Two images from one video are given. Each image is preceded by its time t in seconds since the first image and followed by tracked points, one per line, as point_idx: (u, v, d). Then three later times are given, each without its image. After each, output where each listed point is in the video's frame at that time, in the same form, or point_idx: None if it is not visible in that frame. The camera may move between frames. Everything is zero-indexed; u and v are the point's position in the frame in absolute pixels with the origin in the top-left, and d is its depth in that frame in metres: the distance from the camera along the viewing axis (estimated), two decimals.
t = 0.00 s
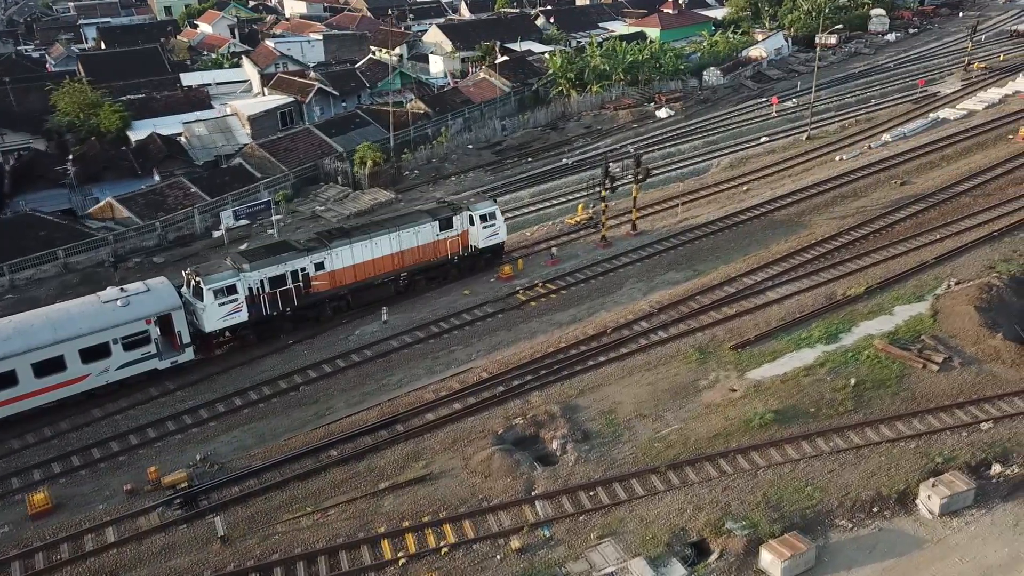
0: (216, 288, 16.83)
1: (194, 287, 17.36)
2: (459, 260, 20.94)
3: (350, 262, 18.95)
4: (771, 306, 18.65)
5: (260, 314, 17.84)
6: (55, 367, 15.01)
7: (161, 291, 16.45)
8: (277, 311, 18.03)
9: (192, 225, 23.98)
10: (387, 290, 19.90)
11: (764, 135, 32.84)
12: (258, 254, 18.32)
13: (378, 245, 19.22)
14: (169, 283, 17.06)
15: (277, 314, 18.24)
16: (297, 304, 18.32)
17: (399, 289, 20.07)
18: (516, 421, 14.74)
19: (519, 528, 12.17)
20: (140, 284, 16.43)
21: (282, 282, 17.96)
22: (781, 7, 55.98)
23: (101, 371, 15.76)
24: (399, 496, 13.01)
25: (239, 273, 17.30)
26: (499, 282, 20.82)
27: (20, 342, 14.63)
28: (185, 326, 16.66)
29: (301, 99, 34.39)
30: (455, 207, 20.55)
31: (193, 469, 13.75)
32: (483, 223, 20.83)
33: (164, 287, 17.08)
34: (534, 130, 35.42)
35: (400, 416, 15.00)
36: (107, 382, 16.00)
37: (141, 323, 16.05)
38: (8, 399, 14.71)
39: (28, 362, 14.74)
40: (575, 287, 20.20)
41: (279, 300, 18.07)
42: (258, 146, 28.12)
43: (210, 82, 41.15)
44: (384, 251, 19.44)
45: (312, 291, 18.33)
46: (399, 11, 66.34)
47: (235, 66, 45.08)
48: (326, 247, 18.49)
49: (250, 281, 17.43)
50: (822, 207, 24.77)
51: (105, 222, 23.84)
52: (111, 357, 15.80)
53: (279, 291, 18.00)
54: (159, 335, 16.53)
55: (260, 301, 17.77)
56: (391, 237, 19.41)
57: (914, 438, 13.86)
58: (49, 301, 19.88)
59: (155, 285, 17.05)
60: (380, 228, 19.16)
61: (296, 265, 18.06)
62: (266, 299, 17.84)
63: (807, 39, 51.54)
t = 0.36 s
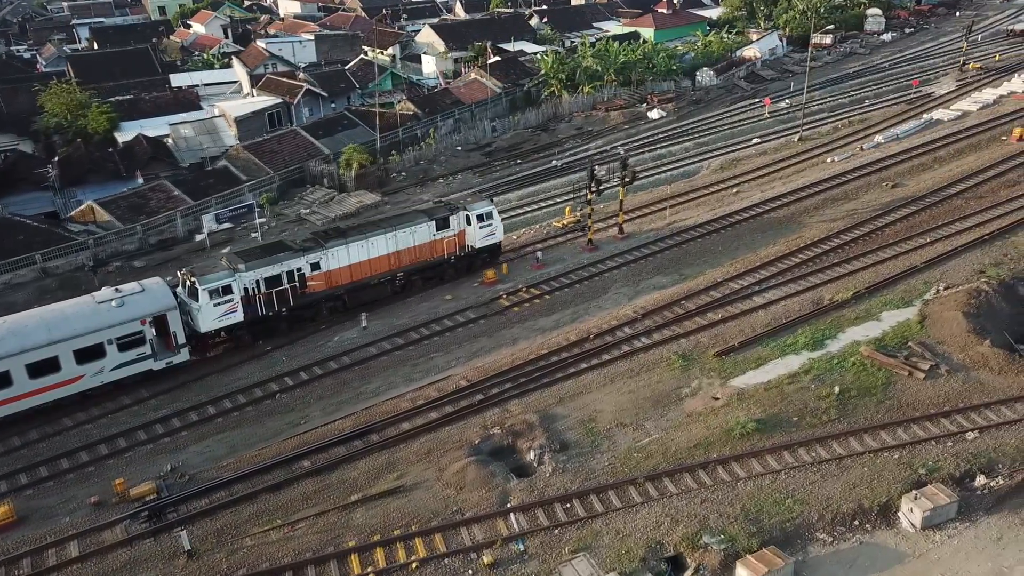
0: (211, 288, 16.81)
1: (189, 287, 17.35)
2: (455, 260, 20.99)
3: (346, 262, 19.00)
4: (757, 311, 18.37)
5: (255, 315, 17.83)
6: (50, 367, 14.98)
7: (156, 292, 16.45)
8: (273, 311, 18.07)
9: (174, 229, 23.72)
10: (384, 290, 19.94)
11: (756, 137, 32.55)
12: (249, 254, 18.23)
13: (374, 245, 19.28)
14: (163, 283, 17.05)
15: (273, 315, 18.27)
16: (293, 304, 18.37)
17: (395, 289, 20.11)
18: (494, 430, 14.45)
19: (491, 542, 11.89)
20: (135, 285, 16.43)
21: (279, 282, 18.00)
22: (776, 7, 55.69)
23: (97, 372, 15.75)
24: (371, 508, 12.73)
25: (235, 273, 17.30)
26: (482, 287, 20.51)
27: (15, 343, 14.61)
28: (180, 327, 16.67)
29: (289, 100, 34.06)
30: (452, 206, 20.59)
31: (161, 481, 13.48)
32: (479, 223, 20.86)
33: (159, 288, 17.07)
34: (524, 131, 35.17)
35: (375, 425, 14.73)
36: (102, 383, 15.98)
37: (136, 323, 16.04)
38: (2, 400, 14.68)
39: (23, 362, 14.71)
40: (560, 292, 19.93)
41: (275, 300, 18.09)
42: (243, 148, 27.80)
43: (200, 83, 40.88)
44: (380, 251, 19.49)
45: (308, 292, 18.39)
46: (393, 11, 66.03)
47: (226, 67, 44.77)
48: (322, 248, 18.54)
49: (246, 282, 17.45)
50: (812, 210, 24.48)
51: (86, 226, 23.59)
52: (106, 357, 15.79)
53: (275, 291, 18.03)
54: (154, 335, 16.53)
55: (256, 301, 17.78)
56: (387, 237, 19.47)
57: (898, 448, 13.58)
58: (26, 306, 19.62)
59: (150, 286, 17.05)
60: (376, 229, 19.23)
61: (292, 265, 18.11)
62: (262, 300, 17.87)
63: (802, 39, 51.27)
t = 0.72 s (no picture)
0: (205, 289, 16.65)
1: (183, 288, 17.19)
2: (451, 259, 20.74)
3: (341, 262, 18.78)
4: (741, 318, 18.06)
5: (249, 316, 17.64)
6: (42, 369, 14.89)
7: (151, 292, 16.34)
8: (267, 312, 17.87)
9: (154, 232, 23.40)
10: (380, 290, 19.70)
11: (747, 138, 32.21)
12: (240, 256, 18.04)
13: (370, 245, 19.07)
14: (158, 283, 16.94)
15: (268, 315, 18.09)
16: (288, 304, 18.16)
17: (390, 289, 19.88)
18: (468, 442, 14.13)
19: (459, 559, 11.58)
20: (129, 285, 16.33)
21: (273, 282, 17.81)
22: (771, 6, 55.30)
23: (90, 373, 15.66)
24: (338, 523, 12.41)
25: (229, 273, 17.14)
26: (463, 292, 20.11)
27: (7, 344, 14.52)
28: (174, 328, 16.55)
29: (276, 100, 33.79)
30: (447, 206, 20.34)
31: (126, 494, 13.17)
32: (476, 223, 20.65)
33: (153, 288, 16.95)
34: (514, 133, 34.89)
35: (347, 436, 14.41)
36: (95, 384, 15.88)
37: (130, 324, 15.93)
38: None
39: (15, 364, 14.63)
40: (542, 298, 19.61)
41: (270, 301, 17.89)
42: (226, 150, 27.39)
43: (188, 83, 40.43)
44: (375, 251, 19.27)
45: (303, 292, 18.17)
46: (387, 10, 65.67)
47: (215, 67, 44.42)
48: (317, 248, 18.35)
49: (240, 282, 17.29)
50: (801, 214, 24.15)
51: (65, 230, 23.25)
52: (99, 359, 15.69)
53: (269, 291, 17.83)
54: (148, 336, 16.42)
55: (250, 301, 17.60)
56: (383, 237, 19.25)
57: (880, 460, 13.27)
58: None
59: (146, 286, 16.95)
60: (371, 228, 19.03)
61: (287, 265, 17.89)
62: (256, 300, 17.67)
63: (796, 39, 50.92)
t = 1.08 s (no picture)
0: (198, 291, 16.64)
1: (175, 291, 17.18)
2: (446, 261, 20.62)
3: (335, 263, 18.64)
4: (724, 326, 17.71)
5: (242, 317, 17.58)
6: (34, 371, 14.81)
7: (143, 294, 16.32)
8: (261, 314, 17.76)
9: (132, 237, 23.04)
10: (374, 292, 19.55)
11: (738, 140, 31.83)
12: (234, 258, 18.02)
13: (364, 246, 18.94)
14: (149, 286, 16.90)
15: (261, 317, 17.99)
16: (281, 306, 18.07)
17: (385, 291, 19.75)
18: (439, 456, 13.79)
19: None
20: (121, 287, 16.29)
21: (267, 284, 17.74)
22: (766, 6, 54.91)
23: (82, 376, 15.57)
24: (302, 541, 12.05)
25: (222, 275, 17.12)
26: (444, 299, 19.72)
27: None
28: (167, 330, 16.55)
29: (262, 102, 33.39)
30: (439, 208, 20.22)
31: (86, 510, 12.82)
32: (470, 224, 20.60)
33: (144, 291, 16.95)
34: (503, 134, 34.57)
35: (316, 450, 14.05)
36: (87, 388, 15.78)
37: (122, 326, 15.89)
38: None
39: (6, 367, 14.53)
40: (523, 304, 19.25)
41: (264, 302, 17.78)
42: (208, 154, 27.07)
43: (176, 83, 39.86)
44: (370, 252, 19.14)
45: (297, 293, 18.05)
46: (381, 10, 65.30)
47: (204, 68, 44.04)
48: (312, 249, 18.26)
49: (233, 284, 17.24)
50: (790, 218, 23.78)
51: (41, 234, 22.85)
52: (91, 361, 15.61)
53: (263, 293, 17.74)
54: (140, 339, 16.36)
55: (244, 303, 17.51)
56: (377, 238, 19.14)
57: (862, 474, 12.92)
58: None
59: (137, 289, 16.92)
60: (366, 229, 18.92)
61: (280, 266, 17.80)
62: (249, 302, 17.57)
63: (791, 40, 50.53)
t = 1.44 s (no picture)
0: (189, 294, 16.38)
1: (165, 293, 16.89)
2: (441, 262, 20.43)
3: (328, 265, 18.45)
4: (707, 335, 17.32)
5: (234, 320, 17.35)
6: (21, 376, 14.64)
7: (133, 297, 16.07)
8: (253, 317, 17.51)
9: (109, 242, 22.66)
10: (367, 294, 19.36)
11: (728, 142, 31.42)
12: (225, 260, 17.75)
13: (357, 247, 18.77)
14: (141, 288, 16.66)
15: (253, 320, 17.73)
16: (274, 309, 17.83)
17: (379, 293, 19.55)
18: (410, 471, 13.40)
19: None
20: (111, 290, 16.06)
21: (259, 286, 17.47)
22: (761, 6, 54.47)
23: (71, 380, 15.39)
24: (263, 562, 11.66)
25: (214, 277, 16.85)
26: (423, 306, 19.29)
27: None
28: (157, 333, 16.29)
29: (247, 105, 33.01)
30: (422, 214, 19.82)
31: (43, 529, 12.45)
32: (465, 225, 20.44)
33: (135, 294, 16.69)
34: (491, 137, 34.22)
35: (283, 465, 13.66)
36: (76, 392, 15.60)
37: (111, 330, 15.66)
38: None
39: None
40: (504, 312, 18.86)
41: (256, 305, 17.52)
42: (190, 157, 26.69)
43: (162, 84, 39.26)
44: (364, 254, 18.95)
45: (290, 296, 17.86)
46: (374, 10, 64.89)
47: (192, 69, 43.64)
48: (304, 251, 18.07)
49: (225, 286, 16.97)
50: (778, 223, 23.37)
51: (16, 240, 22.46)
52: (80, 365, 15.42)
53: (255, 296, 17.49)
54: (131, 342, 16.12)
55: (235, 305, 17.27)
56: (371, 239, 18.96)
57: (843, 492, 12.53)
58: None
59: (128, 291, 16.68)
60: (359, 231, 18.74)
61: (273, 269, 17.55)
62: (242, 305, 17.33)
63: (785, 40, 50.12)
